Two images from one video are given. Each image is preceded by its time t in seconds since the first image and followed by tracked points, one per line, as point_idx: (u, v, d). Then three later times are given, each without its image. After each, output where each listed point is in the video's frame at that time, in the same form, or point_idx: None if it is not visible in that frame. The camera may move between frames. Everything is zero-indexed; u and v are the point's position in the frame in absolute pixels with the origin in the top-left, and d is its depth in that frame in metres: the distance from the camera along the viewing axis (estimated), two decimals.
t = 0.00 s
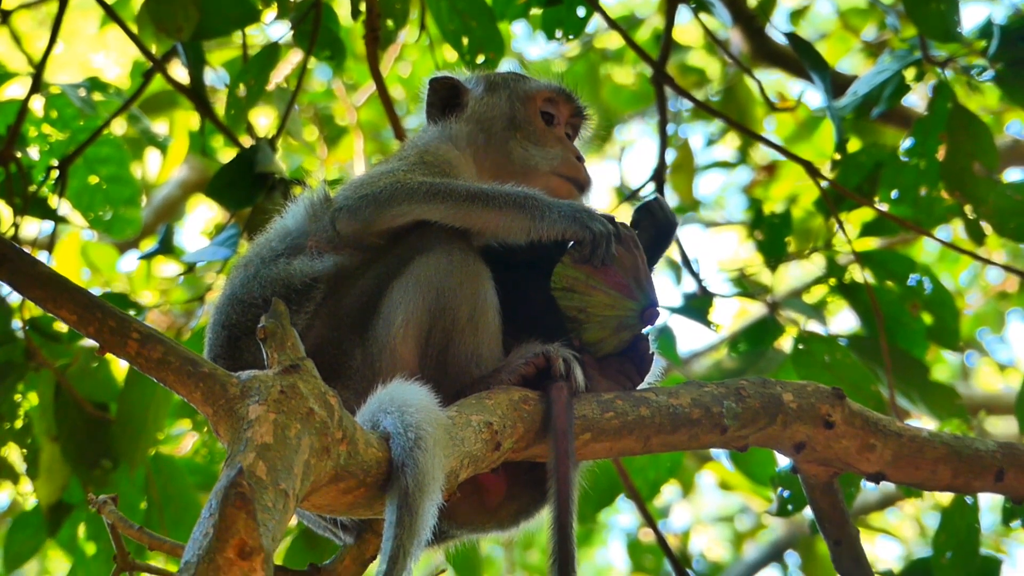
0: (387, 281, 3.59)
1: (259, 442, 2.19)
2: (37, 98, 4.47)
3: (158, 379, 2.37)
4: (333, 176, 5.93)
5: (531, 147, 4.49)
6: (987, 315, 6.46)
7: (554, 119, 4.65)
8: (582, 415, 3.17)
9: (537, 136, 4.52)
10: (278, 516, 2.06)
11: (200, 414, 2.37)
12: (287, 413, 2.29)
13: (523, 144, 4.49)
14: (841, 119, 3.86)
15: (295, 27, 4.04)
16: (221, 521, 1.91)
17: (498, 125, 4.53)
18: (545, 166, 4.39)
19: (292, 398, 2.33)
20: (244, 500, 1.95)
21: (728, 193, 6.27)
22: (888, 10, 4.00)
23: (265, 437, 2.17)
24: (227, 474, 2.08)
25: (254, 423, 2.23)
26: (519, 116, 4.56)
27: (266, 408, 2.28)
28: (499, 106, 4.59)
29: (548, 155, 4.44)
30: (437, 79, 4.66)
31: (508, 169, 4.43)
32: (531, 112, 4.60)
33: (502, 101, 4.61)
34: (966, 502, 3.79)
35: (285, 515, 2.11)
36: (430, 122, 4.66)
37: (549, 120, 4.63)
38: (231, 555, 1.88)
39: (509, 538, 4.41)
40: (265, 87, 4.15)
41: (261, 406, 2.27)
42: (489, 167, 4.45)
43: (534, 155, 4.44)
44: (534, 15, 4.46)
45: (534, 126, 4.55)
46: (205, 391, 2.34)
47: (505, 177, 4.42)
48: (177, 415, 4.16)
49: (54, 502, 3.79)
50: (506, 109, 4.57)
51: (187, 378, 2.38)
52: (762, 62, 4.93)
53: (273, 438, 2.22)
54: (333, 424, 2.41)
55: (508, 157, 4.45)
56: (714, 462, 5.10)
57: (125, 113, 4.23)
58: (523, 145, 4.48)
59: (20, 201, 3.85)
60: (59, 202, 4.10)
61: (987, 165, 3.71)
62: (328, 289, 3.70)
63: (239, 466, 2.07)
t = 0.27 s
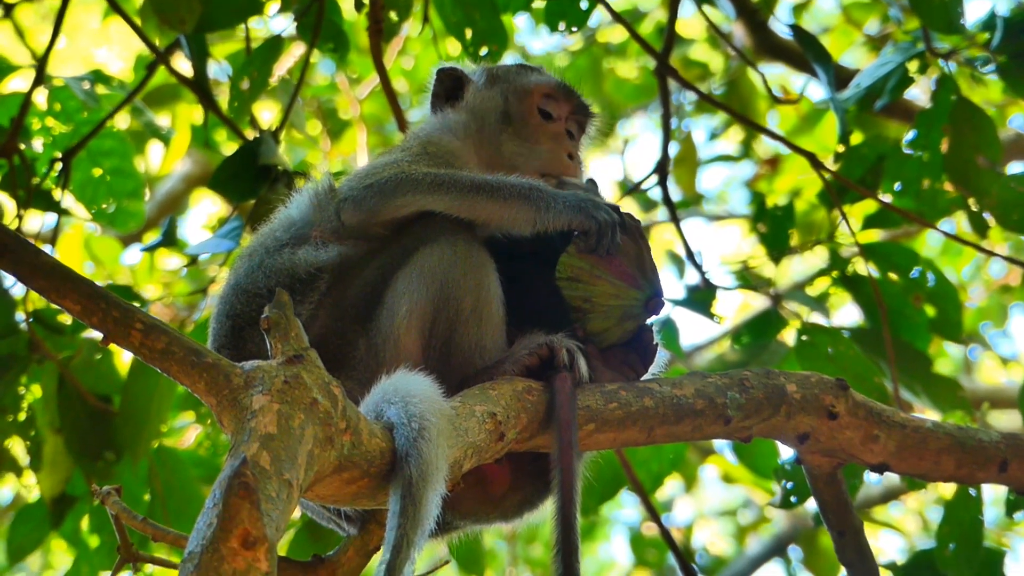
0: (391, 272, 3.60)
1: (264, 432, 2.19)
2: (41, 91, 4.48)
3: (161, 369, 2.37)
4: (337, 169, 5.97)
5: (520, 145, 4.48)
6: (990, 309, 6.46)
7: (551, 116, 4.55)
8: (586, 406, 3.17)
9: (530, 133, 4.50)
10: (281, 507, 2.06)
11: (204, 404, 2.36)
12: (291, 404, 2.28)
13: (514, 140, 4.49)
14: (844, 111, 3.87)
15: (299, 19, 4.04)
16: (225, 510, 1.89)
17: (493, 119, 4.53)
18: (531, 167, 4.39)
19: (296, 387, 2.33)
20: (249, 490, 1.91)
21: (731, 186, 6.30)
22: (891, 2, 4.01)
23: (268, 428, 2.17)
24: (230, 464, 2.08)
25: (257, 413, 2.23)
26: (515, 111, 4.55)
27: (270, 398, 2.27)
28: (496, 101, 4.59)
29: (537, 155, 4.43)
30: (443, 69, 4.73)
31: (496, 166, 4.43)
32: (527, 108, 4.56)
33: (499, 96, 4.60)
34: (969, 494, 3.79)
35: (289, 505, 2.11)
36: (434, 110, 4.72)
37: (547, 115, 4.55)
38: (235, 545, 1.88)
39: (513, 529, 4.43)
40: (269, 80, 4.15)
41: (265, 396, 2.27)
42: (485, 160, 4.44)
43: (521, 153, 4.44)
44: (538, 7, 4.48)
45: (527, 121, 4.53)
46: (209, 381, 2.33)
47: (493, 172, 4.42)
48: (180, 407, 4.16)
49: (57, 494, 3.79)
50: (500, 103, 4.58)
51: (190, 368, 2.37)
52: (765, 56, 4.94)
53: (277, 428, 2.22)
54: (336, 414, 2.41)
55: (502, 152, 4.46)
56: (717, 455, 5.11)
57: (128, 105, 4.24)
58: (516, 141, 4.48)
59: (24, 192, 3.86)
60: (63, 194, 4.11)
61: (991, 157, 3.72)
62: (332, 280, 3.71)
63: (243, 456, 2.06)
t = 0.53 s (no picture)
0: (391, 269, 3.60)
1: (264, 429, 2.19)
2: (43, 87, 4.48)
3: (162, 365, 2.37)
4: (337, 165, 5.99)
5: (522, 151, 4.45)
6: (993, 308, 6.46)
7: (558, 123, 4.51)
8: (586, 403, 3.17)
9: (534, 140, 4.46)
10: (281, 502, 2.05)
11: (205, 400, 2.36)
12: (292, 401, 2.28)
13: (516, 145, 4.46)
14: (846, 109, 3.87)
15: (301, 15, 4.04)
16: (225, 507, 1.90)
17: (498, 122, 4.52)
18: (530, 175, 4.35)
19: (297, 384, 2.32)
20: (250, 487, 1.93)
21: (733, 185, 6.30)
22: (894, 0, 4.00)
23: (269, 424, 2.17)
24: (230, 461, 2.07)
25: (258, 410, 2.23)
26: (522, 114, 4.51)
27: (271, 395, 2.27)
28: (503, 103, 4.56)
29: (538, 161, 4.39)
30: (460, 65, 4.79)
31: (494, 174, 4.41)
32: (535, 113, 4.52)
33: (506, 99, 4.57)
34: (970, 493, 3.77)
35: (290, 501, 2.11)
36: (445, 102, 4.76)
37: (554, 122, 4.50)
38: (235, 542, 1.88)
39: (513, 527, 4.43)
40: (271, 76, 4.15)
41: (266, 393, 2.27)
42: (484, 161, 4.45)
43: (521, 159, 4.41)
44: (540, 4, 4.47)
45: (533, 126, 4.48)
46: (210, 378, 2.33)
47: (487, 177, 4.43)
48: (181, 403, 4.16)
49: (58, 490, 3.77)
50: (506, 104, 4.56)
51: (191, 365, 2.37)
52: (767, 53, 4.93)
53: (278, 425, 2.21)
54: (337, 411, 2.40)
55: (500, 154, 4.47)
56: (719, 454, 5.11)
57: (130, 101, 4.25)
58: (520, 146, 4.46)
59: (26, 188, 3.86)
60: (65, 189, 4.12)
61: (993, 155, 3.71)
62: (333, 276, 3.70)
63: (244, 453, 2.06)
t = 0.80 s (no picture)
0: (384, 271, 3.52)
1: (254, 435, 2.11)
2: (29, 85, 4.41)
3: (150, 370, 2.28)
4: (331, 164, 5.92)
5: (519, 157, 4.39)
6: (997, 310, 6.38)
7: (559, 135, 4.45)
8: (583, 408, 3.09)
9: (532, 146, 4.41)
10: (271, 509, 1.97)
11: (193, 405, 2.28)
12: (281, 405, 2.20)
13: (512, 150, 4.39)
14: (848, 107, 3.79)
15: (292, 12, 3.96)
16: (213, 514, 1.83)
17: (499, 121, 4.44)
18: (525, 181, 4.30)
19: (287, 388, 2.24)
20: (239, 494, 1.86)
21: (733, 185, 6.23)
22: None
23: (259, 429, 2.09)
24: (219, 468, 1.99)
25: (247, 415, 2.15)
26: (525, 119, 4.45)
27: (260, 400, 2.19)
28: (507, 107, 4.48)
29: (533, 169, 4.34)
30: (469, 59, 4.69)
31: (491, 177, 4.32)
32: (537, 121, 4.45)
33: (510, 102, 4.49)
34: (975, 499, 3.69)
35: (280, 509, 2.03)
36: (450, 96, 4.68)
37: (554, 133, 4.45)
38: (224, 550, 1.80)
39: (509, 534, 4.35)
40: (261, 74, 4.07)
41: (256, 398, 2.19)
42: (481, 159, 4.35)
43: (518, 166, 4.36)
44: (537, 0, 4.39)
45: (533, 135, 4.42)
46: (198, 382, 2.25)
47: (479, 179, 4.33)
48: (170, 407, 4.09)
49: (44, 497, 3.70)
50: (510, 106, 4.48)
51: (179, 369, 2.29)
52: (767, 51, 4.86)
53: (267, 430, 2.13)
54: (328, 416, 2.32)
55: (497, 153, 4.37)
56: (719, 459, 5.04)
57: (117, 100, 4.18)
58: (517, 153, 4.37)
59: (10, 188, 3.78)
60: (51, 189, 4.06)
61: (998, 155, 3.64)
62: (324, 278, 3.62)
63: (233, 459, 1.98)
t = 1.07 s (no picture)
0: (384, 273, 3.52)
1: (253, 437, 2.11)
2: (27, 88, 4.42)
3: (149, 373, 2.28)
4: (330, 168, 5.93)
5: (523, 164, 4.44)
6: (997, 312, 6.39)
7: (563, 145, 4.49)
8: (583, 410, 3.09)
9: (536, 152, 4.44)
10: (271, 511, 1.98)
11: (192, 407, 2.28)
12: (281, 408, 2.20)
13: (516, 156, 4.43)
14: (848, 109, 3.79)
15: (291, 14, 3.97)
16: (213, 516, 1.82)
17: (503, 124, 4.46)
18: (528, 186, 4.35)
19: (287, 391, 2.24)
20: (239, 496, 1.84)
21: (732, 187, 6.24)
22: None
23: (259, 432, 2.09)
24: (219, 470, 1.99)
25: (247, 417, 2.15)
26: (530, 128, 4.47)
27: (260, 402, 2.19)
28: (514, 116, 4.48)
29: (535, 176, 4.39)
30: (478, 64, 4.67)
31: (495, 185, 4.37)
32: (542, 130, 4.48)
33: (516, 110, 4.50)
34: (975, 501, 3.70)
35: (280, 511, 2.03)
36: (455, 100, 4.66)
37: (559, 144, 4.48)
38: (224, 553, 1.80)
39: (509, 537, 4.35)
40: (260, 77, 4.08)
41: (255, 400, 2.19)
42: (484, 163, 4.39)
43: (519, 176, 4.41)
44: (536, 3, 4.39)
45: (537, 145, 4.45)
46: (197, 385, 2.25)
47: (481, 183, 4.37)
48: (170, 411, 4.09)
49: (44, 500, 3.71)
50: (516, 116, 4.49)
51: (179, 371, 2.29)
52: (766, 53, 4.87)
53: (267, 432, 2.13)
54: (328, 418, 2.32)
55: (502, 156, 4.41)
56: (718, 462, 5.03)
57: (116, 103, 4.18)
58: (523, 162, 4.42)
59: (9, 191, 3.78)
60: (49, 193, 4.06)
61: (997, 156, 3.64)
62: (323, 281, 3.63)
63: (232, 462, 1.98)
